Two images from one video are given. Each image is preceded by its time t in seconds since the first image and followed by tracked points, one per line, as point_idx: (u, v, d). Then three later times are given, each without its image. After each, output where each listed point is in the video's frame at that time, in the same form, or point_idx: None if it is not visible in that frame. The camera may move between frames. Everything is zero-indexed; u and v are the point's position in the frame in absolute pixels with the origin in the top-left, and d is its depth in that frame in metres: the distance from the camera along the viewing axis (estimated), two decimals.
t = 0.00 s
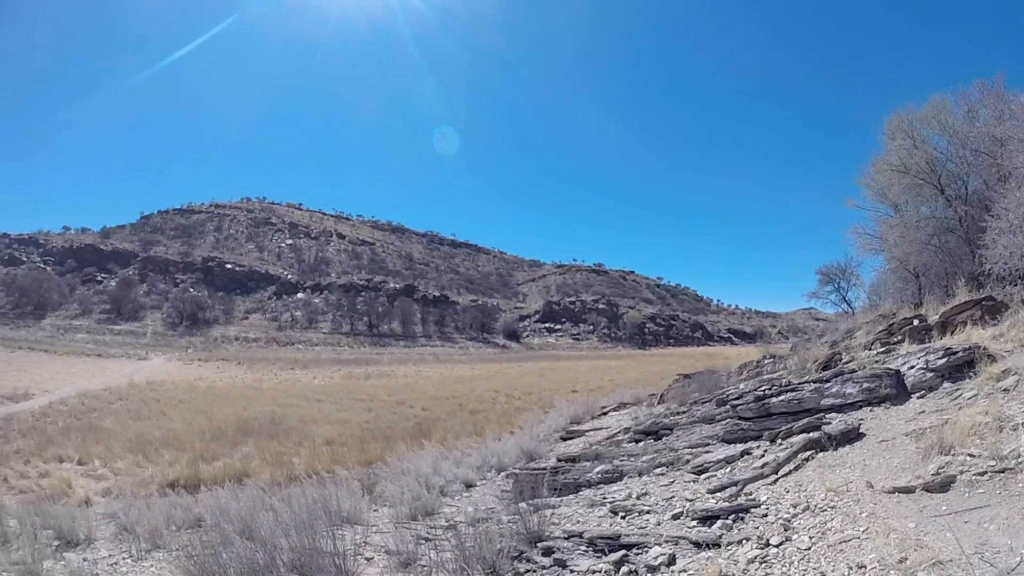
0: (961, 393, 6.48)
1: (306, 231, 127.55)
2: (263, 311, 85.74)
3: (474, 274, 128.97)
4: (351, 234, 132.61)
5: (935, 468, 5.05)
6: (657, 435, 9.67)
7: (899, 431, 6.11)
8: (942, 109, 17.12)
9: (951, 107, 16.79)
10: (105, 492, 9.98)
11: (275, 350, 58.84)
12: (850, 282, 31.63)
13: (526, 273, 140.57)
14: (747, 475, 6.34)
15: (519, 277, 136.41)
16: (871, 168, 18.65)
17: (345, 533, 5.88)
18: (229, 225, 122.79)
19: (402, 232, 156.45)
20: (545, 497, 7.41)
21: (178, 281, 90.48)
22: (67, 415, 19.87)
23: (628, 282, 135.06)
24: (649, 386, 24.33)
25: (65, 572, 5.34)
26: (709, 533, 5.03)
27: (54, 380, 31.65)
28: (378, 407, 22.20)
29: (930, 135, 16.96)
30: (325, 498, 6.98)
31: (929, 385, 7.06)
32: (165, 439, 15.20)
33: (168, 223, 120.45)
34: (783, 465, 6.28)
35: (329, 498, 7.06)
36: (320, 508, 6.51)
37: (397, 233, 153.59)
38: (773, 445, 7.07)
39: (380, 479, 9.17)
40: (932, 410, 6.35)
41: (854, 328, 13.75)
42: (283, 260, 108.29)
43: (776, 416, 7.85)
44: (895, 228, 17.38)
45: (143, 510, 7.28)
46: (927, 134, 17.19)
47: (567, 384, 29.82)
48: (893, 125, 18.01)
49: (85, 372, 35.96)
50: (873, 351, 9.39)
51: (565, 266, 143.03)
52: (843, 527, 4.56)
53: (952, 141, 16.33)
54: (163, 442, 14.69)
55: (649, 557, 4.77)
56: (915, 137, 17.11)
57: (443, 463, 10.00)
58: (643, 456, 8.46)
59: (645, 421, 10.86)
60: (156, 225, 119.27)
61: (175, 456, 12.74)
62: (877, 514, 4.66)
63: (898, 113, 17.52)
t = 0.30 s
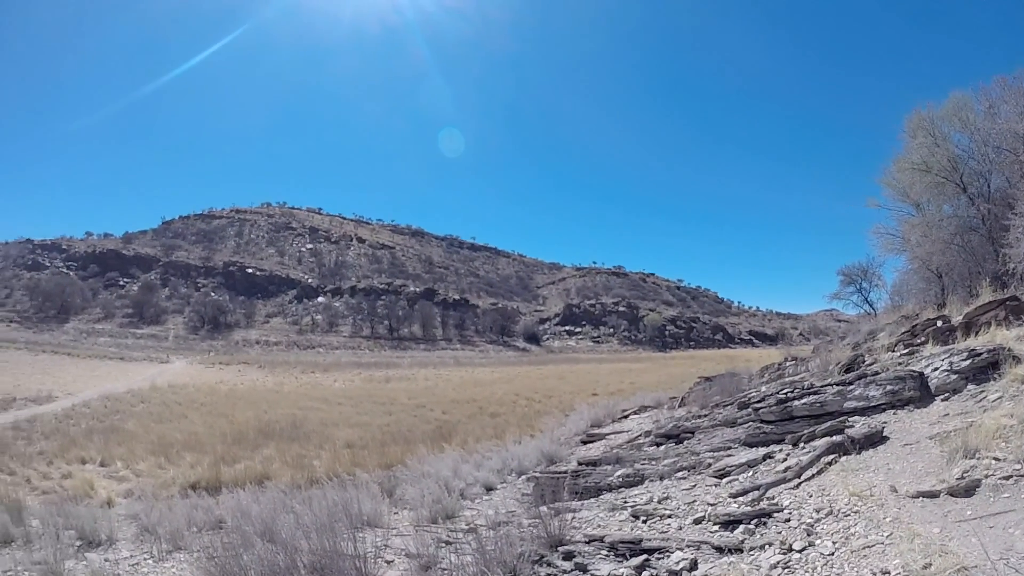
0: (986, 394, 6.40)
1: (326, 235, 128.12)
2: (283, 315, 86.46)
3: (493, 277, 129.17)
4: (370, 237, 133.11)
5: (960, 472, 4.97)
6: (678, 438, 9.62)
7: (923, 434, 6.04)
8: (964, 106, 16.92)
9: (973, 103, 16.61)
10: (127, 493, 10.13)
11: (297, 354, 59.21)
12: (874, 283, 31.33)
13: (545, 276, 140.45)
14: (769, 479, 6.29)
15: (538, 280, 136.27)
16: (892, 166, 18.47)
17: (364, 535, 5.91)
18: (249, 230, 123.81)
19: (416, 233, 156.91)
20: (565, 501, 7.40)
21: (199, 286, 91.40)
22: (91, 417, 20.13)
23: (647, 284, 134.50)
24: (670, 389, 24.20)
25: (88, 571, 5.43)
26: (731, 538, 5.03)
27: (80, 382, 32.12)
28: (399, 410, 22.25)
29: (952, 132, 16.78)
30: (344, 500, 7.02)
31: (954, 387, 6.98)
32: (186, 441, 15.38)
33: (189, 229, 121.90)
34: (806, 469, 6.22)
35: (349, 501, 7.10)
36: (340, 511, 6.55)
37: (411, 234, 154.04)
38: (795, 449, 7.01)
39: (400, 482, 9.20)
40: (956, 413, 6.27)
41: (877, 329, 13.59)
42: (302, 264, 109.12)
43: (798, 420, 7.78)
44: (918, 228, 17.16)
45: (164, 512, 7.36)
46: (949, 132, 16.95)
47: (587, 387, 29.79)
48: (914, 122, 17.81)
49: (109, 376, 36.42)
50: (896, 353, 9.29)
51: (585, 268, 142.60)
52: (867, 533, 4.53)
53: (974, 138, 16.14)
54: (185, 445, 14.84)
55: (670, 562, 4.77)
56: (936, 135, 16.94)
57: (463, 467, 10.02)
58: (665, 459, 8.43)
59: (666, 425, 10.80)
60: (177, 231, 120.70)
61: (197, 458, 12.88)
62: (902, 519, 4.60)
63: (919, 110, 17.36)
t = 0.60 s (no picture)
0: (1009, 397, 6.32)
1: (344, 240, 128.61)
2: (302, 320, 87.05)
3: (511, 281, 129.40)
4: (389, 243, 133.50)
5: (982, 475, 4.90)
6: (698, 443, 9.58)
7: (945, 438, 5.98)
8: (982, 103, 16.86)
9: (991, 100, 16.54)
10: (146, 496, 10.27)
11: (315, 359, 59.57)
12: (894, 284, 31.15)
13: (563, 280, 140.38)
14: (789, 483, 6.26)
15: (556, 284, 136.28)
16: (910, 166, 18.40)
17: (383, 539, 5.95)
18: (268, 236, 124.72)
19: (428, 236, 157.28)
20: (585, 505, 7.39)
21: (218, 291, 92.14)
22: (111, 421, 20.38)
23: (664, 287, 133.83)
24: (688, 393, 24.05)
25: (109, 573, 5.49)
26: (752, 543, 5.04)
27: (100, 387, 32.48)
28: (417, 415, 22.35)
29: (970, 130, 16.72)
30: (363, 504, 7.07)
31: (976, 390, 6.90)
32: (206, 445, 15.53)
33: (208, 235, 123.11)
34: (827, 473, 6.18)
35: (368, 505, 7.14)
36: (359, 515, 6.58)
37: (422, 237, 154.43)
38: (816, 453, 6.97)
39: (418, 486, 9.22)
40: (979, 416, 6.20)
41: (897, 330, 13.47)
42: (321, 269, 109.83)
43: (818, 424, 7.73)
44: (937, 228, 17.03)
45: (183, 516, 7.43)
46: (967, 130, 17.05)
47: (604, 391, 29.69)
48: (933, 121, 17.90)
49: (129, 380, 36.76)
50: (917, 355, 9.21)
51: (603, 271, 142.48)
52: (889, 539, 4.51)
53: (993, 135, 16.06)
54: (204, 448, 15.01)
55: (691, 567, 4.78)
56: (955, 133, 16.89)
57: (482, 471, 10.03)
58: (684, 464, 8.40)
59: (685, 430, 10.77)
60: (196, 237, 121.93)
61: (215, 463, 13.01)
62: (924, 524, 4.56)
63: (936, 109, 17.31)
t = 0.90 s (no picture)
0: None
1: (360, 241, 129.04)
2: (320, 321, 87.61)
3: (528, 281, 129.52)
4: (406, 244, 133.86)
5: (1005, 476, 4.83)
6: (717, 443, 9.55)
7: (966, 438, 5.93)
8: (1001, 96, 16.80)
9: (1010, 94, 16.48)
10: (166, 496, 10.40)
11: (333, 360, 59.93)
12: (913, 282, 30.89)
13: (580, 280, 140.13)
14: (808, 484, 6.24)
15: (573, 284, 136.06)
16: (929, 162, 18.32)
17: (401, 539, 5.98)
18: (285, 237, 125.47)
19: (440, 235, 157.54)
20: (603, 506, 7.39)
21: (237, 293, 92.87)
22: (131, 421, 20.63)
23: (682, 287, 133.16)
24: (706, 392, 23.92)
25: (129, 571, 5.55)
26: (771, 544, 5.08)
27: (120, 388, 32.82)
28: (435, 415, 22.43)
29: (989, 125, 16.67)
30: (382, 504, 7.10)
31: (998, 389, 6.84)
32: (225, 445, 15.68)
33: (226, 238, 124.20)
34: (847, 473, 6.15)
35: (387, 504, 7.20)
36: (377, 515, 6.62)
37: (433, 237, 154.68)
38: (836, 453, 6.93)
39: (437, 486, 9.26)
40: (1001, 416, 6.14)
41: (917, 329, 13.34)
42: (339, 271, 110.45)
43: (838, 423, 7.68)
44: (957, 224, 16.88)
45: (202, 515, 7.51)
46: (986, 124, 17.02)
47: (622, 391, 29.63)
48: (951, 116, 17.85)
49: (149, 381, 37.10)
50: (937, 353, 9.12)
51: (621, 271, 142.11)
52: (908, 539, 4.49)
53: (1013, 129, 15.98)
54: (223, 448, 15.15)
55: (709, 567, 4.81)
56: (973, 128, 16.86)
57: (500, 471, 10.06)
58: (703, 464, 8.37)
59: (704, 429, 10.73)
60: (214, 240, 122.98)
61: (235, 462, 13.13)
62: (944, 524, 4.53)
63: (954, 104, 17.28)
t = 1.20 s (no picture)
0: None
1: (381, 243, 129.59)
2: (340, 322, 88.27)
3: (548, 281, 129.59)
4: (425, 244, 134.31)
5: None
6: (739, 444, 9.49)
7: (990, 439, 5.86)
8: None
9: None
10: (188, 495, 10.52)
11: (354, 361, 60.29)
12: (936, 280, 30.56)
13: (601, 280, 139.85)
14: (831, 485, 6.20)
15: (593, 283, 135.86)
16: (951, 158, 18.11)
17: (423, 539, 6.00)
18: (305, 239, 126.28)
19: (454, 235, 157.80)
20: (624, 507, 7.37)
21: (257, 294, 93.78)
22: (154, 422, 20.89)
23: (702, 286, 132.30)
24: (729, 392, 23.70)
25: (153, 569, 5.63)
26: (794, 547, 5.06)
27: (143, 388, 33.21)
28: (455, 415, 22.46)
29: (1012, 119, 16.46)
30: (403, 504, 7.14)
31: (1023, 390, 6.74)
32: (246, 445, 15.82)
33: (246, 240, 125.54)
34: (870, 474, 6.09)
35: (407, 504, 7.23)
36: (398, 515, 6.66)
37: (447, 236, 154.89)
38: (858, 453, 6.87)
39: (457, 486, 9.29)
40: None
41: (941, 327, 13.14)
42: (359, 272, 111.16)
43: (860, 424, 7.62)
44: (979, 220, 16.61)
45: (223, 514, 7.58)
46: (1007, 119, 16.90)
47: (643, 391, 29.50)
48: (973, 111, 17.76)
49: (171, 382, 37.52)
50: (961, 352, 8.98)
51: (641, 270, 141.54)
52: (932, 542, 4.43)
53: None
54: (244, 448, 15.29)
55: (731, 570, 4.80)
56: (996, 122, 16.67)
57: (521, 471, 10.07)
58: (724, 465, 8.34)
59: (725, 430, 10.66)
60: (235, 242, 124.41)
61: (256, 462, 13.24)
62: (967, 527, 4.47)
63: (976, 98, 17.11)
